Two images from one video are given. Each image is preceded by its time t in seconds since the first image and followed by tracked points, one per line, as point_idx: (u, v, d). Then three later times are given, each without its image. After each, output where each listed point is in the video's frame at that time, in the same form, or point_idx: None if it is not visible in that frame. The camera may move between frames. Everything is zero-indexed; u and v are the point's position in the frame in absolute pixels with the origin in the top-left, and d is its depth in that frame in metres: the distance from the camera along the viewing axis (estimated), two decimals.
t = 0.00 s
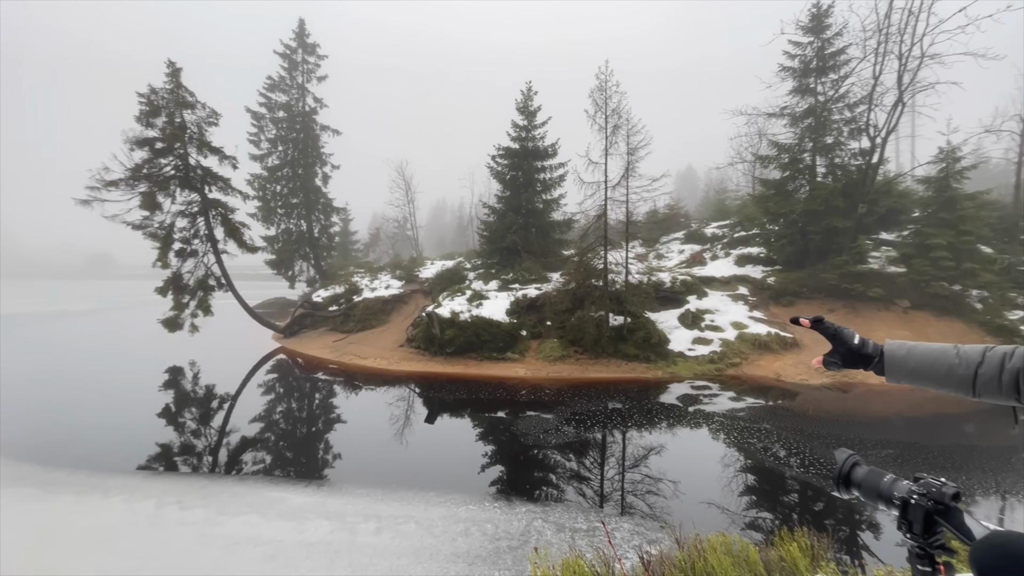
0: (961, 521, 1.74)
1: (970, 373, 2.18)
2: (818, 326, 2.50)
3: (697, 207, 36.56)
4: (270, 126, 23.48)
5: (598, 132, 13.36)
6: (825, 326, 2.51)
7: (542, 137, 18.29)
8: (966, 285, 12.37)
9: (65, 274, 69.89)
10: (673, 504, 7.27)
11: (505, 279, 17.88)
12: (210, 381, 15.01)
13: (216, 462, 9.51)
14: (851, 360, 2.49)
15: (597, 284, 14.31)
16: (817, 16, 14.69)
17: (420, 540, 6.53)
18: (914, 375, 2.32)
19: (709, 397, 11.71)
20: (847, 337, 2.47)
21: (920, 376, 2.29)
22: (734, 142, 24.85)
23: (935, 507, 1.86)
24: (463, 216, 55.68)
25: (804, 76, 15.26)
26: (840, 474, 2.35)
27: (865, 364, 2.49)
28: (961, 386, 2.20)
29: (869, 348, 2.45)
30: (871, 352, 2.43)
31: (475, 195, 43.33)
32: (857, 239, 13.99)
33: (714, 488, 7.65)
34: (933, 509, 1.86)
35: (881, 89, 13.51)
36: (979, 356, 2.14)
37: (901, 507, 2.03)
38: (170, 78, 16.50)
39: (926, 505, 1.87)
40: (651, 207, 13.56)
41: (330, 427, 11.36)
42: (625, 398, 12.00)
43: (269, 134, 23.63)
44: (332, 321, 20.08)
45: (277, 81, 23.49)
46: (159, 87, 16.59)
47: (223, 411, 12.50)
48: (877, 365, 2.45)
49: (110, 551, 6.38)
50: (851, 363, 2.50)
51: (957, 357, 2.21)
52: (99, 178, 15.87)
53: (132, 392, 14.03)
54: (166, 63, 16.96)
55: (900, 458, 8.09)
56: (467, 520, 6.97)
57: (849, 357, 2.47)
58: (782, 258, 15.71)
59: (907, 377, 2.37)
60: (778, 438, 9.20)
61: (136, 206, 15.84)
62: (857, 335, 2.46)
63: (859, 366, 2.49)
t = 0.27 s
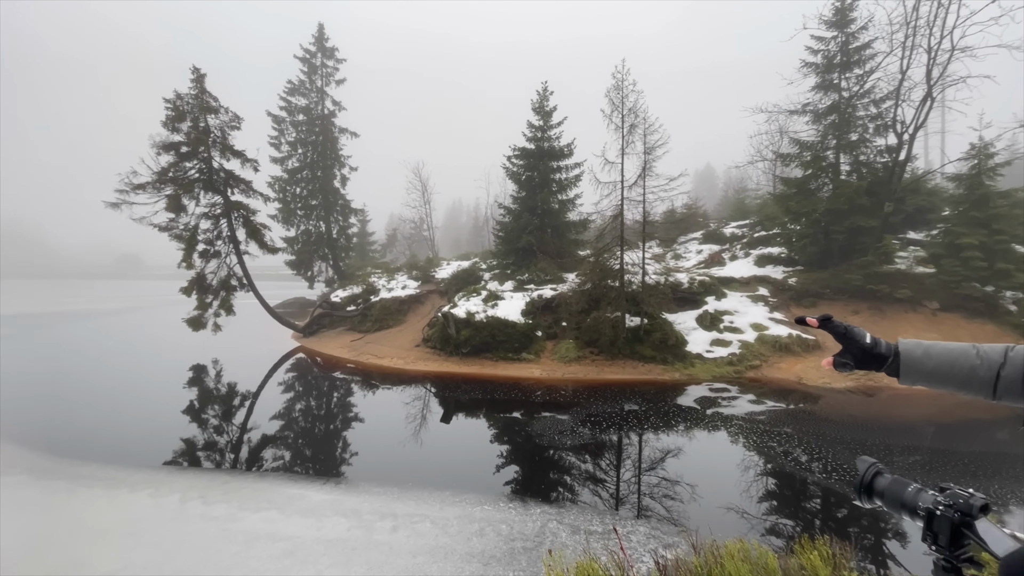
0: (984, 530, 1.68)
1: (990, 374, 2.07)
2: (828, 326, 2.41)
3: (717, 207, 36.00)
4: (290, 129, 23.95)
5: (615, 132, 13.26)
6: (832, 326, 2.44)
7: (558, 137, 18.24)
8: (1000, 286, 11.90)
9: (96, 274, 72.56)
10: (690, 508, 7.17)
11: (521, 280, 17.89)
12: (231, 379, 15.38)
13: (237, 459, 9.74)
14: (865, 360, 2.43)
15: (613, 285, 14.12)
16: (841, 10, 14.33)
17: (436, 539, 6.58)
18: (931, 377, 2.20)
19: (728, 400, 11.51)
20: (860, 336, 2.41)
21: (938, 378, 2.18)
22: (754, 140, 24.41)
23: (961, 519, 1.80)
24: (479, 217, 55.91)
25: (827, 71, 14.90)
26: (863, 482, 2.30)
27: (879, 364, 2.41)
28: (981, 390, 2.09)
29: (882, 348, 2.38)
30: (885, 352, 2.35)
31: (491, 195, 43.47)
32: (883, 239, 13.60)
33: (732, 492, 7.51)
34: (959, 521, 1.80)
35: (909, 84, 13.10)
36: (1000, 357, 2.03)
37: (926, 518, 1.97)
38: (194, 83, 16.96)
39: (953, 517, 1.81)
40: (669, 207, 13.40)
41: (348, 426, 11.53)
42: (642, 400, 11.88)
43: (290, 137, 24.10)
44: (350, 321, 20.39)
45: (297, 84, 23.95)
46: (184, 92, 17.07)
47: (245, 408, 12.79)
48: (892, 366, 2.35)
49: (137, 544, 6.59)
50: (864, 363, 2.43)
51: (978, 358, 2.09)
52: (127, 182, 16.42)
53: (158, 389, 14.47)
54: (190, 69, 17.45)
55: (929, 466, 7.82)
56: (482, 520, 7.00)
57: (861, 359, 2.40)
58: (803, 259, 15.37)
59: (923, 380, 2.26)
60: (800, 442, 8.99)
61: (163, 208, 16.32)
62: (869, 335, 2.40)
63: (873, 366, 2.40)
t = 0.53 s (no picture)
0: (1000, 538, 1.65)
1: (995, 369, 2.04)
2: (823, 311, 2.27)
3: (729, 206, 35.63)
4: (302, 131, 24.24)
5: (625, 132, 13.19)
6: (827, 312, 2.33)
7: (569, 137, 18.21)
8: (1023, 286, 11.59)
9: (116, 274, 74.25)
10: (702, 510, 7.10)
11: (531, 280, 17.88)
12: (245, 378, 15.61)
13: (250, 457, 9.88)
14: (861, 347, 2.31)
15: (624, 285, 14.02)
16: (857, 5, 14.09)
17: (445, 539, 6.61)
18: (935, 369, 2.13)
19: (740, 402, 11.38)
20: (857, 322, 2.30)
21: (945, 370, 2.11)
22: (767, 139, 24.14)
23: (974, 526, 1.77)
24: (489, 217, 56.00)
25: (843, 68, 14.66)
26: (873, 487, 2.27)
27: (874, 354, 2.29)
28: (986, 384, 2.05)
29: (881, 337, 2.27)
30: (885, 340, 2.24)
31: (501, 195, 43.55)
32: (900, 239, 13.34)
33: (745, 496, 7.42)
34: (973, 528, 1.77)
35: (928, 80, 12.83)
36: (1008, 351, 2.01)
37: (939, 525, 1.93)
38: (209, 87, 17.25)
39: (966, 523, 1.78)
40: (680, 206, 13.29)
41: (358, 425, 11.64)
42: (652, 401, 11.80)
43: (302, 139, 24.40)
44: (362, 321, 20.58)
45: (310, 87, 24.23)
46: (200, 96, 17.37)
47: (258, 407, 12.98)
48: (891, 355, 2.24)
49: (153, 540, 6.73)
50: (859, 351, 2.31)
51: (983, 352, 2.07)
52: (145, 184, 16.76)
53: (174, 388, 14.74)
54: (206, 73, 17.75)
55: (947, 470, 7.64)
56: (491, 520, 7.01)
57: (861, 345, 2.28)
58: (818, 259, 15.15)
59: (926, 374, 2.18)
60: (814, 445, 8.85)
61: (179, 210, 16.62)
62: (867, 322, 2.29)
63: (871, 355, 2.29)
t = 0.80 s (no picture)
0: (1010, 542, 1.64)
1: (1005, 366, 1.99)
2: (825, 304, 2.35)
3: (736, 207, 35.38)
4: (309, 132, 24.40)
5: (631, 132, 13.16)
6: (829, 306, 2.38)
7: (574, 137, 18.19)
8: None
9: (126, 274, 75.19)
10: (708, 512, 7.06)
11: (536, 281, 17.86)
12: (253, 377, 15.75)
13: (258, 455, 9.96)
14: (866, 342, 2.32)
15: (629, 286, 13.87)
16: (866, 3, 13.95)
17: (451, 538, 6.62)
18: (941, 366, 2.12)
19: (747, 403, 11.30)
20: (861, 317, 2.32)
21: (949, 367, 2.09)
22: (775, 138, 23.99)
23: (982, 529, 1.76)
24: (495, 218, 56.05)
25: (852, 67, 14.53)
26: (880, 490, 2.25)
27: (881, 349, 2.29)
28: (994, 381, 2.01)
29: (885, 332, 2.28)
30: (888, 335, 2.25)
31: (506, 196, 43.57)
32: (911, 239, 13.18)
33: (752, 498, 7.37)
34: (981, 531, 1.76)
35: (938, 78, 12.68)
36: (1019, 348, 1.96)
37: (946, 529, 1.92)
38: (218, 89, 17.42)
39: (973, 525, 1.78)
40: (686, 206, 13.21)
41: (365, 424, 11.70)
42: (659, 402, 11.75)
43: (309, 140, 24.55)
44: (368, 321, 20.68)
45: (317, 88, 24.38)
46: (209, 98, 17.54)
47: (265, 406, 13.09)
48: (896, 350, 2.24)
49: (162, 537, 6.81)
50: (864, 346, 2.33)
51: (994, 346, 2.02)
52: (155, 185, 16.95)
53: (183, 387, 14.90)
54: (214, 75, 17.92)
55: (958, 474, 7.54)
56: (497, 520, 7.02)
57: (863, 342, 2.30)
58: (826, 259, 15.02)
59: (932, 370, 2.17)
60: (822, 448, 8.75)
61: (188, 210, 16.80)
62: (872, 317, 2.30)
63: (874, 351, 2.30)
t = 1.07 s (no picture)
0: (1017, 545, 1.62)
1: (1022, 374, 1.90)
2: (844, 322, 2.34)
3: (741, 207, 35.25)
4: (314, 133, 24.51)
5: (635, 132, 13.14)
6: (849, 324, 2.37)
7: (578, 138, 18.18)
8: None
9: (132, 275, 75.86)
10: (713, 513, 7.03)
11: (540, 281, 17.86)
12: (258, 377, 15.84)
13: (263, 455, 10.01)
14: (886, 358, 2.34)
15: (634, 286, 13.99)
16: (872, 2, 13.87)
17: (454, 538, 6.64)
18: (960, 377, 2.05)
19: (752, 404, 11.24)
20: (879, 332, 2.33)
21: (967, 377, 2.02)
22: (780, 138, 23.88)
23: (990, 533, 1.73)
24: (499, 218, 56.09)
25: (858, 66, 14.44)
26: (886, 492, 2.23)
27: (903, 364, 2.28)
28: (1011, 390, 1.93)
29: (906, 347, 2.27)
30: (907, 349, 2.24)
31: (510, 196, 43.59)
32: (918, 239, 13.07)
33: (757, 499, 7.33)
34: (990, 535, 1.74)
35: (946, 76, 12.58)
36: None
37: (954, 532, 1.89)
38: (224, 90, 17.52)
39: (982, 529, 1.75)
40: (691, 207, 13.18)
41: (369, 424, 11.74)
42: (663, 403, 11.72)
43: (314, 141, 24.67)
44: (372, 321, 20.75)
45: (322, 90, 24.49)
46: (214, 99, 17.65)
47: (270, 406, 13.16)
48: (915, 364, 2.22)
49: (169, 535, 6.86)
50: (886, 362, 2.34)
51: (1011, 356, 1.94)
52: (161, 186, 17.09)
53: (189, 386, 15.00)
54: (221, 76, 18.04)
55: (966, 476, 7.47)
56: (501, 521, 7.02)
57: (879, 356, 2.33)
58: (832, 259, 14.93)
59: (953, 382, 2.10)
60: (828, 449, 8.69)
61: (194, 211, 16.91)
62: (891, 332, 2.30)
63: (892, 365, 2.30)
